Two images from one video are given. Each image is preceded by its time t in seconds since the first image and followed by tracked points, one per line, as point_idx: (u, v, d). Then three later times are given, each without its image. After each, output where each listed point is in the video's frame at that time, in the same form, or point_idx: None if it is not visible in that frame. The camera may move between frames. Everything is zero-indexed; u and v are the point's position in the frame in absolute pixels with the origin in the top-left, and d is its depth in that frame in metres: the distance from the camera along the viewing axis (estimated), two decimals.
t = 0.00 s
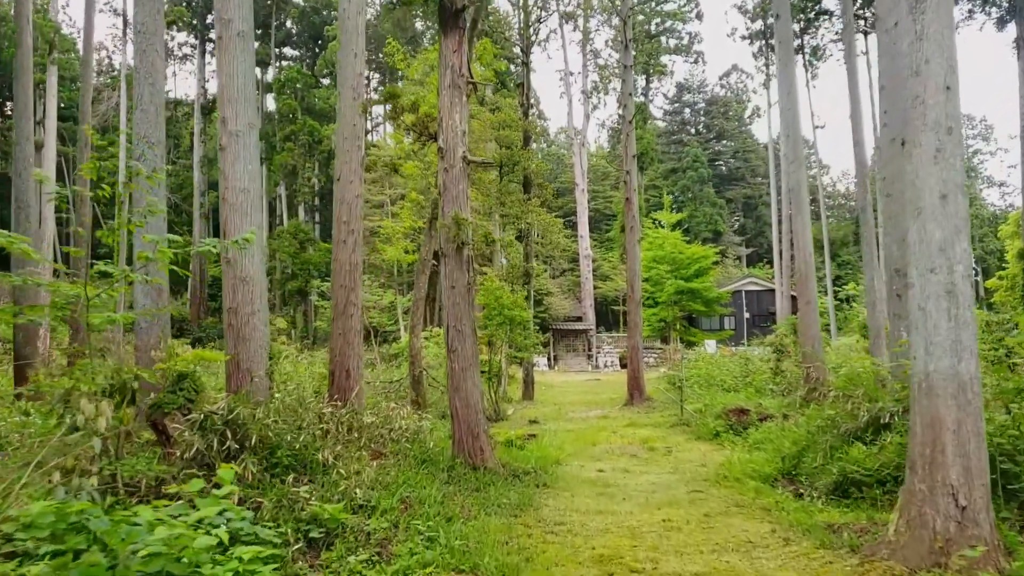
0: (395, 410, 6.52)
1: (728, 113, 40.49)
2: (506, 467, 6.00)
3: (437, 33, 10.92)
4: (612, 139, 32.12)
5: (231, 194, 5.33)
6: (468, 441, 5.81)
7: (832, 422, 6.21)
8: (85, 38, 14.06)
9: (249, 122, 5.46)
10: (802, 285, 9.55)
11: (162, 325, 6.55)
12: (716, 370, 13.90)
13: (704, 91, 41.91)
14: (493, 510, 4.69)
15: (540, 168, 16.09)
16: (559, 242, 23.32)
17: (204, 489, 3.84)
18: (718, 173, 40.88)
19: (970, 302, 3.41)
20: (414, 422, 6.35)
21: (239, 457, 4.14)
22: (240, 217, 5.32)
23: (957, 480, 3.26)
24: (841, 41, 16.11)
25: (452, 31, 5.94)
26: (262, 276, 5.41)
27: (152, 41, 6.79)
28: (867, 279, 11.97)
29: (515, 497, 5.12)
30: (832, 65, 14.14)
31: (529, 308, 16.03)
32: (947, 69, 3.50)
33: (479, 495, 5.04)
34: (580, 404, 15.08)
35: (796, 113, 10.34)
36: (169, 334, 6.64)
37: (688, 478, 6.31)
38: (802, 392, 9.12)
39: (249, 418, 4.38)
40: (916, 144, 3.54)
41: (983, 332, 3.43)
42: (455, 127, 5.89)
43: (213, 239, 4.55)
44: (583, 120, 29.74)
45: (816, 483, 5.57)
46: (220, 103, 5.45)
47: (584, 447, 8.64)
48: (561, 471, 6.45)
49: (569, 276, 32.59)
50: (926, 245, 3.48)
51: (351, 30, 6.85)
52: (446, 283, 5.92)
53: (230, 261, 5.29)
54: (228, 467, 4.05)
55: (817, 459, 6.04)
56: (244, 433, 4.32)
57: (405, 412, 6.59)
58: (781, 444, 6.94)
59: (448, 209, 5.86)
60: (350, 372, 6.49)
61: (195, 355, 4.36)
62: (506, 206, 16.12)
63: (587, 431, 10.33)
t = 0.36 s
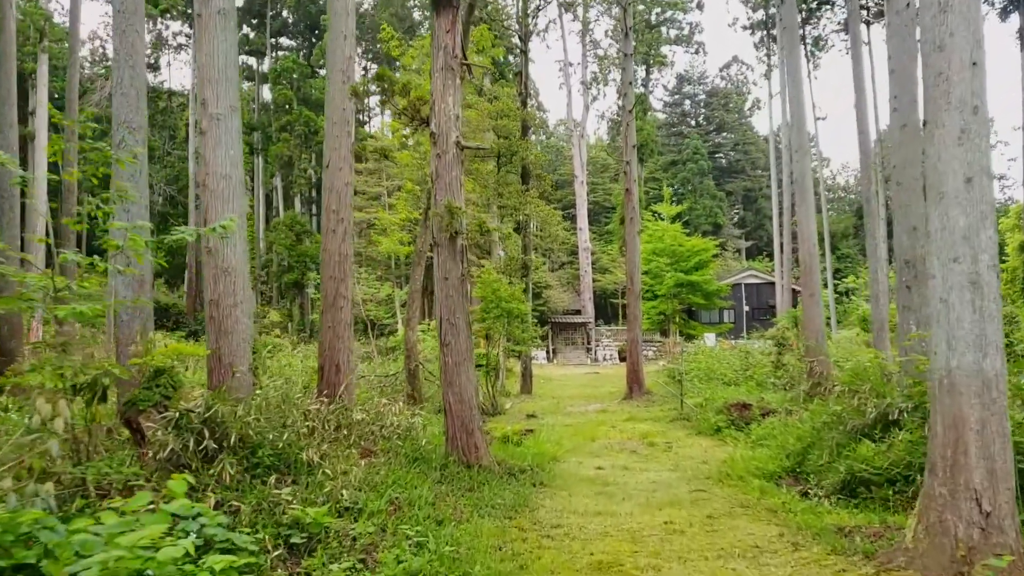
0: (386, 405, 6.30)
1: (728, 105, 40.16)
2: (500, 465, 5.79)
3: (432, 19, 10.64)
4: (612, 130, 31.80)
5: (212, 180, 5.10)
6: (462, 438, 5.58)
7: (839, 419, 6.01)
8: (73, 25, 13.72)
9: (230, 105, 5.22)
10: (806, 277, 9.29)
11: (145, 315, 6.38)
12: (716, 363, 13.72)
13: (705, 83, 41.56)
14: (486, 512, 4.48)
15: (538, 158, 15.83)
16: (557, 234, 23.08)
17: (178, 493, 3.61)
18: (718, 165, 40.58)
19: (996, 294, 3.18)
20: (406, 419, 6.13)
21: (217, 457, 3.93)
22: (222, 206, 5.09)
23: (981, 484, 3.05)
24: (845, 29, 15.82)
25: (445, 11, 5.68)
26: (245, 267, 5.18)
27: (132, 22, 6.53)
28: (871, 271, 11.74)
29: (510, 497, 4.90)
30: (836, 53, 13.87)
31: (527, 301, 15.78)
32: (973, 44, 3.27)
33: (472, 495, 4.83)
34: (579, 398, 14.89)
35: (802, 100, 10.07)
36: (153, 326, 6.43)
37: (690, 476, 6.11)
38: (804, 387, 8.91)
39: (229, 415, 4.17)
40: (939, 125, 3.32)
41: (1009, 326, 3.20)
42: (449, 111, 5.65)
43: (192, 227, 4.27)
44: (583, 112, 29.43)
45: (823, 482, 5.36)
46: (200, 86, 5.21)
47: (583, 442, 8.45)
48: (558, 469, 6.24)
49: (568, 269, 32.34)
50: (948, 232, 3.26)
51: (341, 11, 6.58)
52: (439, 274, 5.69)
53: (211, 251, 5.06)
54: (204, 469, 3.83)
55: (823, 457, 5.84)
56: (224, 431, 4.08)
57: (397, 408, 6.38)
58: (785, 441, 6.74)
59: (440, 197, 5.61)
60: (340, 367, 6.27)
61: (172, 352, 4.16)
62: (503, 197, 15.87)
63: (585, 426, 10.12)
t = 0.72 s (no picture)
0: (373, 401, 6.05)
1: (728, 96, 39.78)
2: (492, 463, 5.55)
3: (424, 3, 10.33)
4: (611, 122, 31.46)
5: (186, 164, 4.86)
6: (452, 434, 5.34)
7: (845, 413, 5.78)
8: (58, 11, 13.38)
9: (206, 85, 4.95)
10: (809, 267, 8.98)
11: (123, 306, 6.16)
12: (716, 356, 13.49)
13: (705, 74, 41.16)
14: (475, 512, 4.26)
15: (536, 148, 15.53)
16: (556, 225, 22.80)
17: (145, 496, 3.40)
18: (718, 157, 40.22)
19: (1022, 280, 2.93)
20: (394, 415, 5.89)
21: (188, 455, 3.71)
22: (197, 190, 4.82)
23: (1005, 486, 2.82)
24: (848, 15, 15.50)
25: None
26: (222, 256, 4.93)
27: None
28: (875, 261, 11.48)
29: (501, 496, 4.67)
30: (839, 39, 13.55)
31: (524, 293, 15.52)
32: (995, 8, 3.01)
33: (461, 494, 4.60)
34: (577, 391, 14.67)
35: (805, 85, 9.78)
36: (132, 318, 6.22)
37: (690, 473, 5.88)
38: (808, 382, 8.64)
39: (201, 411, 3.94)
40: (958, 96, 3.06)
41: None
42: (437, 92, 5.38)
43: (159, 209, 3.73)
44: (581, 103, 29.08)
45: (828, 480, 5.13)
46: (174, 64, 4.93)
47: (579, 437, 8.21)
48: (553, 466, 6.00)
49: (567, 261, 32.07)
50: (969, 212, 3.01)
51: None
52: (427, 263, 5.42)
53: (187, 239, 4.81)
54: (172, 469, 3.61)
55: (829, 453, 5.61)
56: (195, 428, 3.85)
57: (385, 404, 6.16)
58: (789, 436, 6.51)
59: (428, 182, 5.36)
60: (325, 361, 6.03)
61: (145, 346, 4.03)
62: (499, 188, 15.46)
63: (582, 420, 9.89)
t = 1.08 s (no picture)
0: (359, 398, 5.81)
1: (728, 89, 39.48)
2: (482, 462, 5.32)
3: None
4: (609, 115, 31.16)
5: (158, 147, 4.56)
6: (440, 432, 5.10)
7: (852, 411, 5.53)
8: None
9: (181, 65, 4.65)
10: (812, 259, 8.67)
11: (103, 298, 5.91)
12: (716, 351, 13.27)
13: (704, 66, 40.82)
14: (464, 515, 4.02)
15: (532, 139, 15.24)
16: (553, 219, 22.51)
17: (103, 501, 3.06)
18: (718, 151, 39.92)
19: None
20: (381, 412, 5.66)
21: (155, 455, 3.40)
22: (171, 175, 4.54)
23: None
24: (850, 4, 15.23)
25: None
26: (198, 245, 4.66)
27: None
28: (877, 253, 11.24)
29: (490, 499, 4.44)
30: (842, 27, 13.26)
31: (521, 286, 15.27)
32: None
33: (449, 495, 4.38)
34: (575, 386, 14.45)
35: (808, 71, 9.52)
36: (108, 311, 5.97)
37: (689, 471, 5.65)
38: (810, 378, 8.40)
39: (168, 408, 3.65)
40: (986, 66, 2.82)
41: None
42: (425, 73, 5.13)
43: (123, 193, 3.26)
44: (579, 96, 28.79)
45: (833, 480, 4.90)
46: (146, 41, 4.62)
47: (575, 434, 7.98)
48: (546, 464, 5.77)
49: (565, 256, 31.79)
50: (997, 191, 2.78)
51: None
52: (414, 253, 5.16)
53: (160, 226, 4.52)
54: (136, 470, 3.29)
55: (834, 451, 5.40)
56: (163, 427, 3.56)
57: (372, 400, 5.92)
58: (792, 434, 6.28)
59: (415, 168, 5.10)
60: (310, 355, 5.80)
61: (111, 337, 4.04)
62: (495, 180, 15.14)
63: (579, 416, 9.66)
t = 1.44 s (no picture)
0: (346, 394, 5.59)
1: (728, 81, 39.14)
2: (473, 462, 5.10)
3: None
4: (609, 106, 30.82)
5: (128, 132, 4.29)
6: (428, 432, 4.88)
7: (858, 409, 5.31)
8: None
9: (152, 44, 4.38)
10: (816, 251, 8.32)
11: (75, 289, 5.69)
12: (716, 345, 13.05)
13: (704, 58, 40.42)
14: (451, 521, 3.81)
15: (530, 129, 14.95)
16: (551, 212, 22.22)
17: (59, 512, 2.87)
18: (718, 143, 39.55)
19: None
20: (368, 410, 5.42)
21: (113, 461, 3.19)
22: (142, 162, 4.29)
23: None
24: None
25: None
26: (172, 236, 4.42)
27: None
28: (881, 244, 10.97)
29: (479, 503, 4.22)
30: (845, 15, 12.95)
31: (518, 280, 15.01)
32: None
33: (436, 499, 4.16)
34: (573, 381, 14.22)
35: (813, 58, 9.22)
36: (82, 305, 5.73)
37: (689, 472, 5.43)
38: (813, 374, 8.17)
39: (130, 410, 3.42)
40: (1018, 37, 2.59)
41: None
42: (411, 54, 4.86)
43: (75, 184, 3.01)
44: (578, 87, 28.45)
45: (840, 482, 4.68)
46: (114, 19, 4.35)
47: (571, 431, 7.76)
48: (540, 464, 5.55)
49: (564, 249, 31.51)
50: None
51: None
52: (401, 244, 4.91)
53: (130, 217, 4.27)
54: (93, 477, 3.07)
55: (839, 451, 5.18)
56: (124, 431, 3.33)
57: (359, 397, 5.69)
58: (795, 432, 6.06)
59: (402, 154, 4.85)
60: (294, 351, 5.57)
61: (73, 334, 3.48)
62: (492, 171, 14.87)
63: (576, 412, 9.44)
